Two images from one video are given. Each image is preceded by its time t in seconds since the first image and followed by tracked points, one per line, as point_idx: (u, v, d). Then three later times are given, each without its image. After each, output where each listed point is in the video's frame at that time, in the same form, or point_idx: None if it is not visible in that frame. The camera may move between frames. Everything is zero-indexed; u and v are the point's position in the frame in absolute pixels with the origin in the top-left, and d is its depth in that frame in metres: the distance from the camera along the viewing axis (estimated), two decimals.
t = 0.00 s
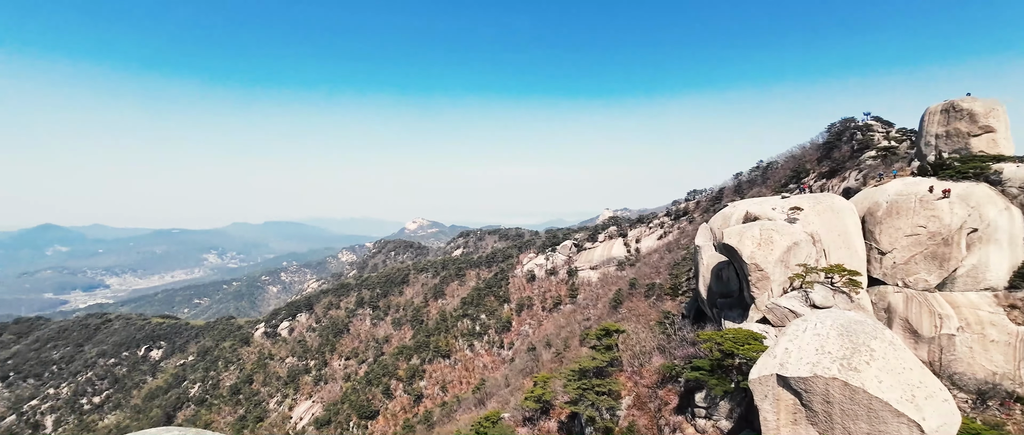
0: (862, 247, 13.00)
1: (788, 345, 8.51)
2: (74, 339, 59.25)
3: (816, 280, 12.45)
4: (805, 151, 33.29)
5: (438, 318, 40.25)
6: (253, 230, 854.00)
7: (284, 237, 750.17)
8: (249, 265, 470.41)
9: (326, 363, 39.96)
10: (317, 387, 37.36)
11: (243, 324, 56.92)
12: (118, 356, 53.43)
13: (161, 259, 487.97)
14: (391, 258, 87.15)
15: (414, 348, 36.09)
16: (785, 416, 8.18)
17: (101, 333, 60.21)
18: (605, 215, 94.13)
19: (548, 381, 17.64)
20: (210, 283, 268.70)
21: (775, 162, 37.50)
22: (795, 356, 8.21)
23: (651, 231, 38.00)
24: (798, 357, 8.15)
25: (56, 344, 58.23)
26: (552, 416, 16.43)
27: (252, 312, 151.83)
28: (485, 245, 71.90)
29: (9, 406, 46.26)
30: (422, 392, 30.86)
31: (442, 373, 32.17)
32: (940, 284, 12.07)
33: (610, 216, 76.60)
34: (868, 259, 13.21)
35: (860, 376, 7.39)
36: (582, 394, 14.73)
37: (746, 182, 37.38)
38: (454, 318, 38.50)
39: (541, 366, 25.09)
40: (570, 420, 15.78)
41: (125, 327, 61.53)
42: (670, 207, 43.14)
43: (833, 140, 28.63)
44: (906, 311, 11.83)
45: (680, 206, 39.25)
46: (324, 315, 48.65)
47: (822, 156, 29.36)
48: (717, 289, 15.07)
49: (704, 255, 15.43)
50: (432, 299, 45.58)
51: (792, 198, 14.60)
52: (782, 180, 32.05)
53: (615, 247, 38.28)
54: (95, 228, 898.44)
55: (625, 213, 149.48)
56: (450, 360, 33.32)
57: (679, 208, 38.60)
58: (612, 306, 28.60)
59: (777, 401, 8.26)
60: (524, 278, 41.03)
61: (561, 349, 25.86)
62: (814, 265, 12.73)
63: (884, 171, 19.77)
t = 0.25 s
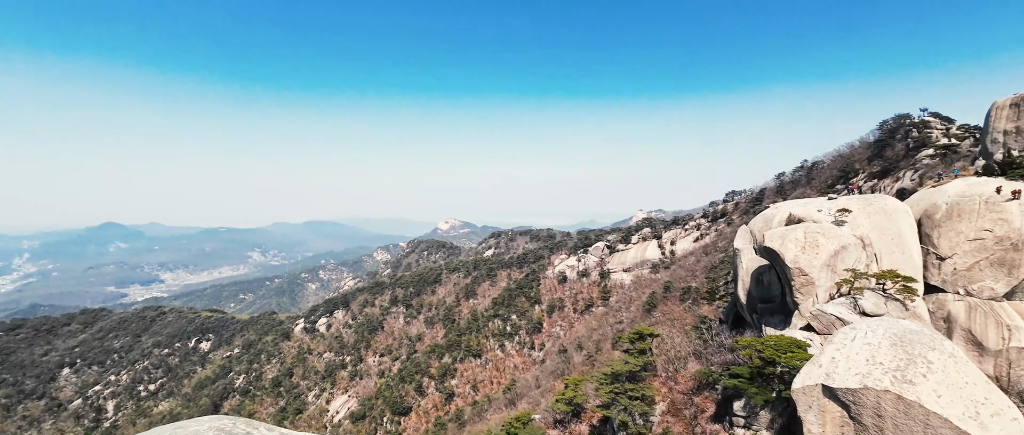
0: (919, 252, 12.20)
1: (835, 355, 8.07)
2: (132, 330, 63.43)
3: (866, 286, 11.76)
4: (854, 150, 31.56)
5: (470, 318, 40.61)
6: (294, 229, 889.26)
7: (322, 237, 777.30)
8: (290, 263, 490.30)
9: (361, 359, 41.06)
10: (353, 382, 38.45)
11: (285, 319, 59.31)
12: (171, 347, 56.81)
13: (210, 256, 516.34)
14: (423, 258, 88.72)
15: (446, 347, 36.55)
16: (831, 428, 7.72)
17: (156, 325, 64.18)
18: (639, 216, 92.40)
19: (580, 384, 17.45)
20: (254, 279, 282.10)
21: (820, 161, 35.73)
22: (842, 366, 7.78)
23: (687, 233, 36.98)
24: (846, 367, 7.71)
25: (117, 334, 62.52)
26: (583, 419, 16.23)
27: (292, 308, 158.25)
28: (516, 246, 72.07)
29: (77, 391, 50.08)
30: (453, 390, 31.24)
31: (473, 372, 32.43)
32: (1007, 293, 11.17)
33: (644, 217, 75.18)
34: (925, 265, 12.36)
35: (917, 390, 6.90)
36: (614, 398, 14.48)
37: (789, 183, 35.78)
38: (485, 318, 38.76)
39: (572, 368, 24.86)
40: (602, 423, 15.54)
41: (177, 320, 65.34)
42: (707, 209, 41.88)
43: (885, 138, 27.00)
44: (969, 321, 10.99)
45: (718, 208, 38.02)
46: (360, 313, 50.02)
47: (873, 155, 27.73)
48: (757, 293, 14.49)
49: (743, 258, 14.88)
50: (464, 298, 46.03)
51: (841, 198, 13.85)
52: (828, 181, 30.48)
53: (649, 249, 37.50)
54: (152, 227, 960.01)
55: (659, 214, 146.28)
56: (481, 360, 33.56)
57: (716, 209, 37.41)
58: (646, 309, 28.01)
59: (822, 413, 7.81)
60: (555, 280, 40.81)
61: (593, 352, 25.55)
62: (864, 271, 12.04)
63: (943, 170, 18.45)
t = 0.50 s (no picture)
0: (981, 258, 11.34)
1: (887, 366, 7.59)
2: (182, 322, 67.13)
3: (921, 294, 11.04)
4: (907, 149, 29.71)
5: (500, 318, 40.78)
6: (331, 228, 919.00)
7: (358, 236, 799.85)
8: (327, 261, 506.96)
9: (393, 356, 41.96)
10: (386, 378, 39.37)
11: (321, 315, 61.33)
12: (217, 339, 59.76)
13: (253, 254, 540.68)
14: (455, 257, 89.81)
15: (476, 346, 36.84)
16: None
17: (204, 318, 67.68)
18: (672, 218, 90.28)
19: (611, 387, 17.21)
20: (294, 276, 293.57)
21: (869, 161, 33.83)
22: (894, 378, 7.30)
23: (723, 235, 35.79)
24: (898, 379, 7.26)
25: (169, 326, 66.36)
26: (614, 424, 16.00)
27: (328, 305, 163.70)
28: (547, 247, 71.84)
29: (134, 378, 53.48)
30: (483, 390, 31.47)
31: (503, 372, 32.53)
32: None
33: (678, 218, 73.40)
34: (988, 272, 11.48)
35: (979, 407, 6.38)
36: (646, 403, 14.21)
37: (835, 183, 34.06)
38: (515, 319, 38.82)
39: (603, 372, 24.54)
40: (633, 429, 15.28)
41: (223, 313, 68.69)
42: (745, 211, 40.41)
43: (943, 136, 25.26)
44: None
45: (757, 209, 36.64)
46: (392, 310, 51.10)
47: (929, 154, 26.00)
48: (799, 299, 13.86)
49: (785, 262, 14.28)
50: (494, 298, 46.26)
51: (893, 201, 13.06)
52: (879, 181, 28.81)
53: (683, 251, 36.56)
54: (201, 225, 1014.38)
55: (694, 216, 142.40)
56: (510, 360, 33.63)
57: (755, 211, 36.05)
58: (680, 313, 27.33)
59: (870, 426, 7.38)
60: (586, 281, 40.39)
61: (624, 355, 25.14)
62: (919, 277, 11.29)
63: (1009, 171, 17.07)
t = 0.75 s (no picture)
0: None
1: (942, 380, 7.11)
2: (225, 316, 70.34)
3: (980, 303, 10.29)
4: (965, 147, 27.83)
5: (528, 319, 40.75)
6: (363, 227, 942.71)
7: (389, 235, 817.43)
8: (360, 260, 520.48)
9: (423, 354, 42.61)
10: (416, 375, 40.04)
11: (355, 312, 62.93)
12: (257, 334, 62.29)
13: (291, 252, 561.26)
14: (483, 257, 90.41)
15: (504, 346, 36.94)
16: None
17: (245, 313, 70.69)
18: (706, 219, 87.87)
19: (642, 392, 16.90)
20: (329, 273, 302.81)
21: (922, 160, 31.86)
22: (951, 393, 6.82)
23: (760, 238, 34.51)
24: (955, 394, 6.78)
25: (213, 320, 69.67)
26: (644, 429, 15.71)
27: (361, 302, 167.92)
28: (576, 248, 71.29)
29: (181, 368, 56.48)
30: (511, 390, 31.52)
31: (531, 373, 32.47)
32: None
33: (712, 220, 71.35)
34: None
35: None
36: (678, 409, 13.87)
37: (883, 184, 32.26)
38: (543, 320, 38.71)
39: (633, 375, 24.10)
40: None
41: (262, 309, 71.52)
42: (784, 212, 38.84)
43: (1007, 133, 23.45)
44: None
45: (797, 211, 35.14)
46: (422, 309, 51.90)
47: (991, 153, 24.21)
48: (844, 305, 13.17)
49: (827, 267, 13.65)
50: (523, 299, 46.27)
51: (949, 202, 12.26)
52: (932, 182, 27.09)
53: (718, 254, 35.48)
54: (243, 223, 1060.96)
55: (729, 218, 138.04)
56: (539, 361, 33.54)
57: (795, 212, 34.60)
58: (714, 318, 26.58)
59: None
60: (616, 283, 39.82)
61: (655, 359, 24.62)
62: (978, 285, 10.54)
63: None
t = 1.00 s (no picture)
0: None
1: (999, 394, 6.68)
2: (262, 312, 73.06)
3: None
4: None
5: (555, 320, 40.58)
6: (393, 227, 960.84)
7: (417, 235, 830.60)
8: (389, 259, 531.09)
9: (450, 352, 43.11)
10: (443, 373, 40.54)
11: (384, 310, 64.22)
12: (291, 329, 64.46)
13: (323, 250, 577.94)
14: (510, 258, 90.61)
15: (531, 346, 36.93)
16: None
17: (280, 309, 73.22)
18: (739, 222, 85.23)
19: (671, 397, 16.60)
20: (359, 272, 310.14)
21: (976, 159, 29.90)
22: (1009, 409, 6.40)
23: (798, 240, 33.19)
24: (1016, 410, 6.33)
25: (251, 315, 72.52)
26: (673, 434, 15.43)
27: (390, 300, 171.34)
28: (603, 249, 70.47)
29: (221, 360, 59.09)
30: (537, 391, 31.46)
31: (558, 375, 32.31)
32: None
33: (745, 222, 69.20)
34: None
35: None
36: (709, 415, 13.55)
37: (932, 185, 30.47)
38: (570, 321, 38.48)
39: (662, 380, 23.65)
40: None
41: (296, 305, 73.90)
42: (823, 214, 37.22)
43: None
44: None
45: (837, 212, 33.61)
46: (449, 308, 52.47)
47: None
48: (888, 312, 12.52)
49: (872, 270, 13.02)
50: (549, 300, 46.13)
51: (1007, 204, 11.47)
52: (988, 182, 25.36)
53: (751, 257, 34.36)
54: (278, 222, 1099.65)
55: (764, 220, 133.33)
56: (565, 362, 33.34)
57: (835, 214, 33.09)
58: (747, 322, 25.74)
59: None
60: (644, 286, 39.15)
61: (685, 364, 24.07)
62: None
63: None
